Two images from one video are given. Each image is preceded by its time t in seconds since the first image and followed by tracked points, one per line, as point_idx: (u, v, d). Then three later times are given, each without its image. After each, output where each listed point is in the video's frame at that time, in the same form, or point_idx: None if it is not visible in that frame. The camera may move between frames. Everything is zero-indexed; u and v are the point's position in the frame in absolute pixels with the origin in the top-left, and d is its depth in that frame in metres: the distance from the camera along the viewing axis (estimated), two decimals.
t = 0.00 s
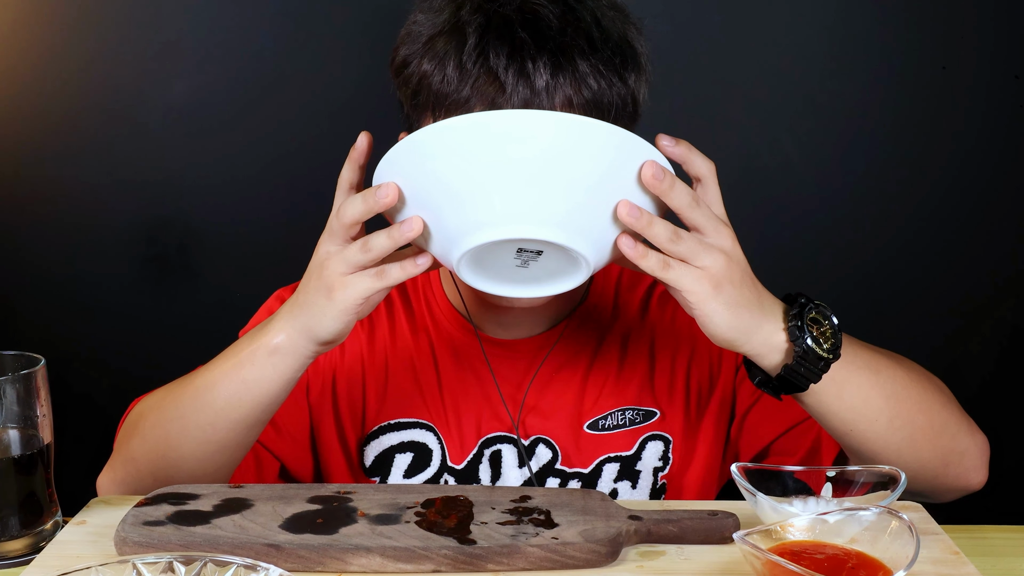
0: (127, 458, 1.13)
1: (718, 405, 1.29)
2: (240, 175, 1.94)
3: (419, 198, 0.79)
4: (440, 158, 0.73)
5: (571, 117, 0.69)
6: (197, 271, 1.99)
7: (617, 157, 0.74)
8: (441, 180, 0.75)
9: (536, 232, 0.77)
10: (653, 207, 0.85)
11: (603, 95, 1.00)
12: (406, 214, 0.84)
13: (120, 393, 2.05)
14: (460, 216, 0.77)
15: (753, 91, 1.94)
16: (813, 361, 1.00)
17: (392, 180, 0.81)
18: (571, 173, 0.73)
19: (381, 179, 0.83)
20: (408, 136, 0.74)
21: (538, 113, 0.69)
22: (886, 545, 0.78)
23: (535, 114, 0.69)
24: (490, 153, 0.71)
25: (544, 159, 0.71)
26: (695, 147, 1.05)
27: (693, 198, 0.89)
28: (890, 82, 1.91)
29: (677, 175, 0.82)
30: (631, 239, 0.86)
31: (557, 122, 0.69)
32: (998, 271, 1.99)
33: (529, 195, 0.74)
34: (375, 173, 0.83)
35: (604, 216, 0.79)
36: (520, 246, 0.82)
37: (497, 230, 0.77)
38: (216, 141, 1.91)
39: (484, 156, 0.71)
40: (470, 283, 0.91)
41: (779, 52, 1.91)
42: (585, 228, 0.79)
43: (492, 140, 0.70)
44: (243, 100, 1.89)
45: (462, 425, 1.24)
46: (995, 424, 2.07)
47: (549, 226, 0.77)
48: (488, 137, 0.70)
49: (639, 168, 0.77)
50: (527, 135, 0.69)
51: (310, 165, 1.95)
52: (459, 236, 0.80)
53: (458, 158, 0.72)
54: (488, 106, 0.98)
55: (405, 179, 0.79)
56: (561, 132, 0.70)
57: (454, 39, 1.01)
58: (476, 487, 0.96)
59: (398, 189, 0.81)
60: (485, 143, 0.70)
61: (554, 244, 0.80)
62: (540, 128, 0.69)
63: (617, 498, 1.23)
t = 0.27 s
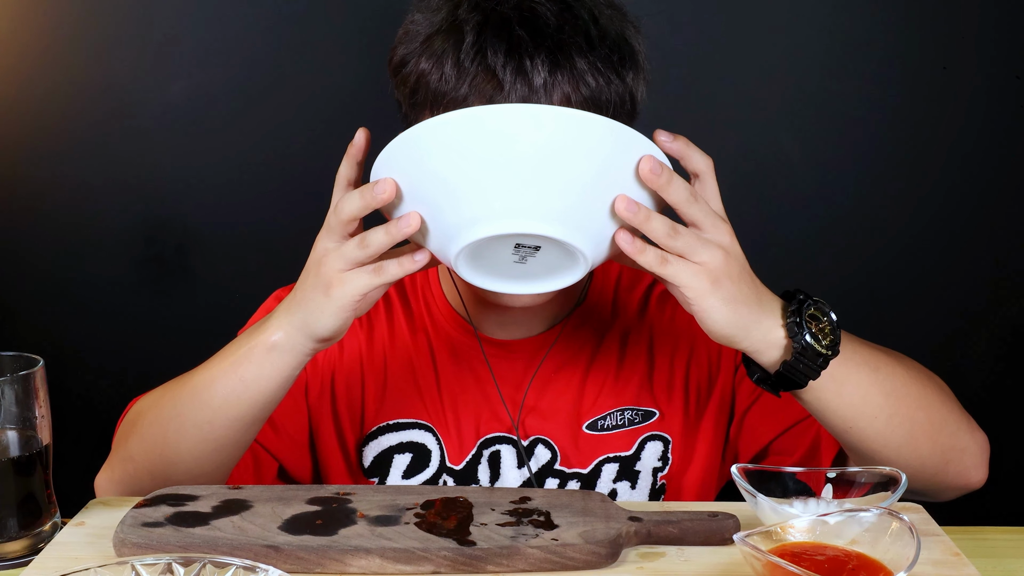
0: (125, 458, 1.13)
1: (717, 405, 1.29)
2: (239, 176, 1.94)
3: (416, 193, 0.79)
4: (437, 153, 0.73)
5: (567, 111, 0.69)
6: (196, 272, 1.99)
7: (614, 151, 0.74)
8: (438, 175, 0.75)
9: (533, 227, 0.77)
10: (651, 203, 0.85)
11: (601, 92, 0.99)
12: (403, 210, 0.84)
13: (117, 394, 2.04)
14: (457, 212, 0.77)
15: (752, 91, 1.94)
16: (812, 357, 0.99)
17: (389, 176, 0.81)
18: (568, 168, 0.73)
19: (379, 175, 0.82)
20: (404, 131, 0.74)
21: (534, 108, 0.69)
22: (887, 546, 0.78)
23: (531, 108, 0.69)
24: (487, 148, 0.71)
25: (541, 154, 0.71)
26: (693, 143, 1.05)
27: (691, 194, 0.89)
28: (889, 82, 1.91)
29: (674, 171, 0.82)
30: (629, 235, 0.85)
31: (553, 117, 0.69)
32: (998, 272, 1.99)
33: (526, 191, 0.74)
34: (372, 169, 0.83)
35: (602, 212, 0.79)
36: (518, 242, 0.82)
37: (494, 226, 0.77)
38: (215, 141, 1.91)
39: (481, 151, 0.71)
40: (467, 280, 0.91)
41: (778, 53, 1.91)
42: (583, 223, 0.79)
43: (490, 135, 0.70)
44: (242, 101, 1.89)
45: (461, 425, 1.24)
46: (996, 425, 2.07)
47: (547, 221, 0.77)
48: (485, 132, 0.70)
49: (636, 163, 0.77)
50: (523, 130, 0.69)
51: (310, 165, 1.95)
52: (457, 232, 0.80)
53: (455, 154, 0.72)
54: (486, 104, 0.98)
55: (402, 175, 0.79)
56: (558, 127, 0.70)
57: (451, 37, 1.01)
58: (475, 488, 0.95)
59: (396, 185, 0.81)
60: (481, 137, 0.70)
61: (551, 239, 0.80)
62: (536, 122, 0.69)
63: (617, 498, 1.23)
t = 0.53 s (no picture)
0: (123, 459, 1.12)
1: (716, 406, 1.29)
2: (239, 176, 1.93)
3: (414, 195, 0.79)
4: (435, 155, 0.73)
5: (566, 113, 0.69)
6: (195, 272, 1.98)
7: (613, 153, 0.74)
8: (435, 176, 0.75)
9: (532, 229, 0.77)
10: (649, 204, 0.85)
11: (600, 93, 0.99)
12: (401, 211, 0.84)
13: (116, 394, 2.04)
14: (455, 214, 0.77)
15: (752, 92, 1.94)
16: (811, 358, 0.99)
17: (387, 177, 0.81)
18: (567, 170, 0.72)
19: (376, 176, 0.82)
20: (402, 132, 0.73)
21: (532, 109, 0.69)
22: (887, 547, 0.78)
23: (529, 110, 0.69)
24: (485, 150, 0.71)
25: (540, 156, 0.71)
26: (691, 144, 1.05)
27: (690, 195, 0.89)
28: (889, 83, 1.91)
29: (673, 172, 0.81)
30: (628, 236, 0.85)
31: (552, 118, 0.69)
32: (999, 272, 1.98)
33: (524, 192, 0.73)
34: (369, 170, 0.82)
35: (600, 213, 0.79)
36: (516, 243, 0.82)
37: (492, 227, 0.77)
38: (214, 141, 1.90)
39: (479, 152, 0.71)
40: (466, 281, 0.91)
41: (778, 53, 1.91)
42: (581, 225, 0.78)
43: (488, 136, 0.70)
44: (242, 101, 1.89)
45: (459, 427, 1.24)
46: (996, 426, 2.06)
47: (545, 223, 0.77)
48: (483, 133, 0.70)
49: (635, 164, 0.77)
50: (522, 131, 0.69)
51: (309, 166, 1.95)
52: (455, 233, 0.79)
53: (454, 155, 0.72)
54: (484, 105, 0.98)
55: (400, 176, 0.79)
56: (557, 128, 0.69)
57: (449, 38, 1.01)
58: (474, 489, 0.95)
59: (394, 186, 0.81)
60: (479, 139, 0.70)
61: (550, 241, 0.80)
62: (535, 124, 0.69)
63: (616, 500, 1.23)
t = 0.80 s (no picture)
0: (121, 460, 1.12)
1: (716, 407, 1.29)
2: (239, 177, 1.93)
3: (413, 196, 0.79)
4: (434, 156, 0.73)
5: (565, 114, 0.69)
6: (194, 273, 1.98)
7: (613, 154, 0.74)
8: (434, 178, 0.74)
9: (531, 231, 0.76)
10: (649, 206, 0.84)
11: (600, 92, 0.99)
12: (400, 213, 0.83)
13: (115, 395, 2.04)
14: (454, 215, 0.77)
15: (752, 92, 1.93)
16: (811, 360, 0.99)
17: (386, 178, 0.80)
18: (566, 172, 0.72)
19: (375, 178, 0.82)
20: (401, 133, 0.73)
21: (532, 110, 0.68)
22: (888, 549, 0.77)
23: (528, 110, 0.68)
24: (485, 151, 0.70)
25: (540, 157, 0.71)
26: (691, 145, 1.05)
27: (689, 196, 0.88)
28: (889, 84, 1.91)
29: (673, 173, 0.81)
30: (627, 238, 0.85)
31: (551, 119, 0.69)
32: (1001, 273, 1.98)
33: (524, 194, 0.73)
34: (368, 172, 0.82)
35: (600, 214, 0.79)
36: (515, 245, 0.82)
37: (492, 229, 0.77)
38: (214, 142, 1.90)
39: (478, 153, 0.71)
40: (465, 283, 0.91)
41: (778, 54, 1.91)
42: (581, 226, 0.78)
43: (488, 138, 0.70)
44: (242, 101, 1.89)
45: (459, 428, 1.24)
46: (996, 427, 2.06)
47: (545, 225, 0.76)
48: (483, 134, 0.70)
49: (635, 166, 0.77)
50: (521, 132, 0.69)
51: (309, 166, 1.95)
52: (454, 235, 0.79)
53: (453, 157, 0.72)
54: (483, 103, 0.97)
55: (398, 177, 0.79)
56: (556, 129, 0.69)
57: (449, 37, 1.01)
58: (474, 490, 0.95)
59: (392, 188, 0.81)
60: (478, 140, 0.70)
61: (549, 243, 0.80)
62: (534, 125, 0.69)
63: (615, 501, 1.22)
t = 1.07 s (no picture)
0: (120, 462, 1.12)
1: (716, 409, 1.29)
2: (238, 177, 1.93)
3: (412, 199, 0.79)
4: (434, 159, 0.72)
5: (565, 117, 0.69)
6: (193, 273, 1.98)
7: (613, 157, 0.73)
8: (434, 183, 0.74)
9: (531, 234, 0.76)
10: (649, 209, 0.84)
11: (600, 93, 0.99)
12: (399, 216, 0.83)
13: (115, 395, 2.04)
14: (454, 219, 0.77)
15: (752, 92, 1.93)
16: (811, 362, 0.99)
17: (386, 182, 0.80)
18: (567, 175, 0.72)
19: (374, 181, 0.82)
20: (401, 137, 0.73)
21: (532, 114, 0.68)
22: (889, 550, 0.77)
23: (528, 114, 0.68)
24: (485, 155, 0.70)
25: (540, 160, 0.70)
26: (691, 147, 1.04)
27: (690, 199, 0.88)
28: (890, 84, 1.90)
29: (673, 176, 0.81)
30: (627, 241, 0.85)
31: (551, 122, 0.69)
32: (1002, 273, 1.98)
33: (524, 197, 0.73)
34: (368, 175, 0.82)
35: (600, 218, 0.79)
36: (515, 248, 0.81)
37: (492, 233, 0.76)
38: (213, 142, 1.90)
39: (478, 156, 0.71)
40: (465, 286, 0.90)
41: (778, 54, 1.91)
42: (581, 229, 0.78)
43: (488, 141, 0.69)
44: (241, 102, 1.89)
45: (458, 430, 1.23)
46: (997, 428, 2.06)
47: (545, 228, 0.76)
48: (483, 137, 0.69)
49: (635, 169, 0.77)
50: (522, 136, 0.69)
51: (309, 167, 1.94)
52: (454, 238, 0.79)
53: (453, 160, 0.71)
54: (484, 104, 0.97)
55: (398, 181, 0.78)
56: (556, 133, 0.69)
57: (449, 37, 1.00)
58: (474, 491, 0.95)
59: (392, 191, 0.81)
60: (478, 144, 0.70)
61: (549, 246, 0.79)
62: (535, 128, 0.69)
63: (615, 503, 1.22)
